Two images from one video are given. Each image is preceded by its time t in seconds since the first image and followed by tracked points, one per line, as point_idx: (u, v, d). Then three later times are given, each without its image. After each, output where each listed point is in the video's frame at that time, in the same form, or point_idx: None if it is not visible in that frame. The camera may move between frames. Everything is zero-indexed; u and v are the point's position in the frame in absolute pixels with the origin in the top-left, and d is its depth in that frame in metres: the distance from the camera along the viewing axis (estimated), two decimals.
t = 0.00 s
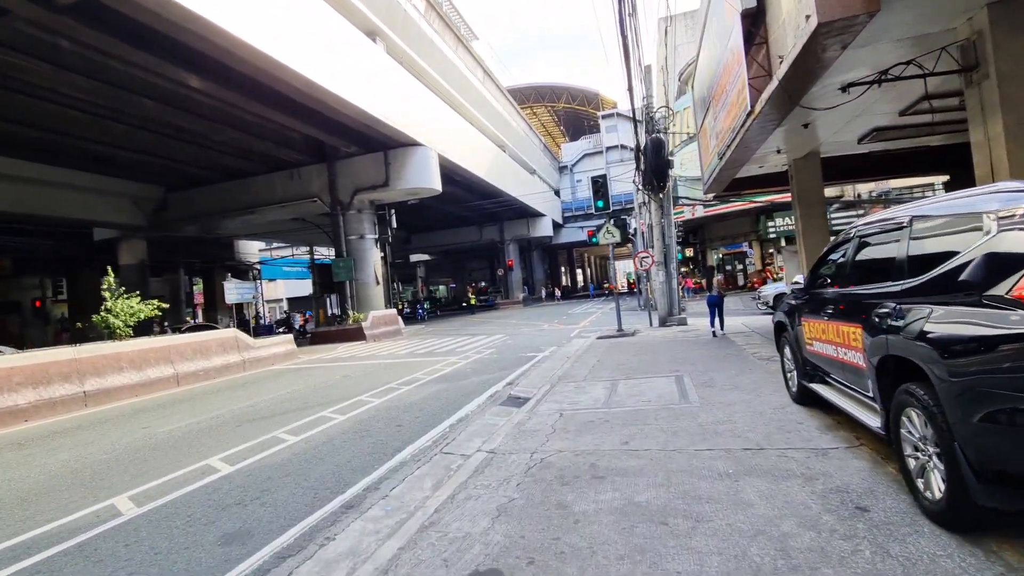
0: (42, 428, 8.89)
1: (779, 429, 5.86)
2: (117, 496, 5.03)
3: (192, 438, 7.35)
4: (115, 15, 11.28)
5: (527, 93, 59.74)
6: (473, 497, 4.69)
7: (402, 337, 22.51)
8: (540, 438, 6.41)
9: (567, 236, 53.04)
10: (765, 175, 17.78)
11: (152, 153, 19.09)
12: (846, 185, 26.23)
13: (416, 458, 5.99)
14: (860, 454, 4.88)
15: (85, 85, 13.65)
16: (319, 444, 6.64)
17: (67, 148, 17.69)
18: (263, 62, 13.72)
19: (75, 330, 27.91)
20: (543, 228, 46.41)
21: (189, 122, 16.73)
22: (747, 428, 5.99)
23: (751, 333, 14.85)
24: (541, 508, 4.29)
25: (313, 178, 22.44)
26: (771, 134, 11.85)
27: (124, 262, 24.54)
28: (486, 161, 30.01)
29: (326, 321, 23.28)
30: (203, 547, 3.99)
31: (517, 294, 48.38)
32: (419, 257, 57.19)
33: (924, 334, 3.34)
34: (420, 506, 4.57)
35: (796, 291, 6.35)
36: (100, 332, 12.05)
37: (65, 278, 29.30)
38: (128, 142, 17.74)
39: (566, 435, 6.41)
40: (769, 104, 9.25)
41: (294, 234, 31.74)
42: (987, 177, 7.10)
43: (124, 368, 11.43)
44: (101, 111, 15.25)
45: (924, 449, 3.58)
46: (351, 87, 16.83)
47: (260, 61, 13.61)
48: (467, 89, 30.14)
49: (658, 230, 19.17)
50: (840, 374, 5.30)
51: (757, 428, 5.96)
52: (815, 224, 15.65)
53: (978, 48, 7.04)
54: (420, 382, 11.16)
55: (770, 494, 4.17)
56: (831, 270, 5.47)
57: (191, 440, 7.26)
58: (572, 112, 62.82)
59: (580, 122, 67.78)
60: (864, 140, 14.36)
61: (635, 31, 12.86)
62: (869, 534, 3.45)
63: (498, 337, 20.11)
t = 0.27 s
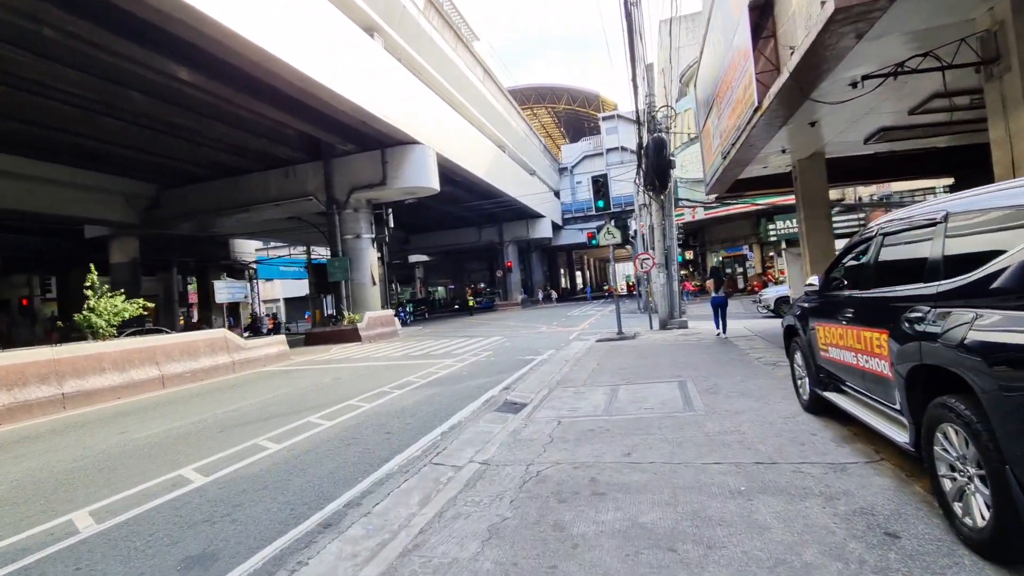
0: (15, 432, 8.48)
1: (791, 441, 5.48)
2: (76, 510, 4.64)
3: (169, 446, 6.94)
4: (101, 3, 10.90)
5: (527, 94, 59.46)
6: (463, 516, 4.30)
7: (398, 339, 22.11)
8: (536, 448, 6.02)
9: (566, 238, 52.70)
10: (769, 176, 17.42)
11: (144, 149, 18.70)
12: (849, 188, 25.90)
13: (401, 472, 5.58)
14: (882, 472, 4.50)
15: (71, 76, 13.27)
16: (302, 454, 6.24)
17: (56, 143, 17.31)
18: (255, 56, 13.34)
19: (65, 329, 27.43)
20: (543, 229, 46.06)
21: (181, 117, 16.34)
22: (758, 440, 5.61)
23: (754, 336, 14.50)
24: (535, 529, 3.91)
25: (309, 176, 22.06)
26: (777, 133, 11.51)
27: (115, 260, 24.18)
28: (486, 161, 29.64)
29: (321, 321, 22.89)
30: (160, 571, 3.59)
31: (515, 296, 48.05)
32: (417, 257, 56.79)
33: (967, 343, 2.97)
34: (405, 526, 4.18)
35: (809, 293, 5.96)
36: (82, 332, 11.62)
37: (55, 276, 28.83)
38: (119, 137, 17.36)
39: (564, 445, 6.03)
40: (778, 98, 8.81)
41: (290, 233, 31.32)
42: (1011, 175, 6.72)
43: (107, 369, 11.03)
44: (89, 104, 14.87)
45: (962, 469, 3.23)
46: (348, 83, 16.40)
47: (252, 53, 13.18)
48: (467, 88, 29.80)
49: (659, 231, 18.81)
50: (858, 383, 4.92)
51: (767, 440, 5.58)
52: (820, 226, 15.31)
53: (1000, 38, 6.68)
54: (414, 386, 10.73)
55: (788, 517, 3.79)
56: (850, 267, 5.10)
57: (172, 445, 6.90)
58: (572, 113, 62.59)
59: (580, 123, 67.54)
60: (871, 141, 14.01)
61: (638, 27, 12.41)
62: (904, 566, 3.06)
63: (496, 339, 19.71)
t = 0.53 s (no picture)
0: None
1: (806, 455, 5.12)
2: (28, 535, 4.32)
3: (145, 461, 6.59)
4: None
5: (527, 95, 59.30)
6: (452, 541, 3.96)
7: (395, 342, 21.71)
8: (535, 463, 5.66)
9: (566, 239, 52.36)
10: (772, 176, 17.09)
11: (135, 148, 18.45)
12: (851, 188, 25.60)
13: (386, 491, 5.18)
14: (908, 491, 4.13)
15: (57, 72, 12.97)
16: (282, 470, 5.89)
17: (44, 141, 17.01)
18: (246, 51, 13.01)
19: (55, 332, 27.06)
20: (542, 231, 45.73)
21: (171, 114, 16.03)
22: (770, 452, 5.26)
23: (758, 339, 14.14)
24: (528, 556, 3.56)
25: (304, 176, 21.76)
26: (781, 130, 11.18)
27: (106, 262, 23.93)
28: (484, 162, 29.32)
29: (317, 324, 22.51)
30: None
31: (515, 298, 47.69)
32: (416, 259, 56.50)
33: (1015, 354, 2.62)
34: (387, 551, 3.83)
35: (822, 297, 5.62)
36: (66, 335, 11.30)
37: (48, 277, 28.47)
38: (108, 135, 17.06)
39: (563, 459, 5.67)
40: (785, 92, 8.45)
41: (287, 235, 30.98)
42: None
43: (89, 376, 10.71)
44: (77, 101, 14.57)
45: (1005, 494, 2.88)
46: (342, 81, 16.06)
47: (241, 48, 12.82)
48: (465, 87, 29.54)
49: (660, 231, 18.49)
50: (878, 394, 4.58)
51: (780, 453, 5.22)
52: (823, 228, 15.02)
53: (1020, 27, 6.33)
54: (409, 393, 10.36)
55: (808, 543, 3.43)
56: (869, 266, 4.75)
57: (141, 463, 6.53)
58: (572, 114, 62.40)
59: (580, 124, 67.35)
60: (875, 143, 13.69)
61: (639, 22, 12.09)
62: None
63: (494, 342, 19.33)
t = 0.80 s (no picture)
0: None
1: (816, 469, 4.76)
2: None
3: (109, 473, 6.19)
4: None
5: (525, 97, 59.24)
6: (428, 568, 3.58)
7: (389, 346, 21.29)
8: (525, 476, 5.30)
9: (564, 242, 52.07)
10: (773, 177, 16.84)
11: (123, 145, 18.12)
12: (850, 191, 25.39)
13: (362, 508, 4.77)
14: (930, 511, 3.77)
15: (37, 65, 12.61)
16: (252, 484, 5.49)
17: (28, 138, 16.62)
18: (233, 47, 12.66)
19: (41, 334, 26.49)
20: (540, 234, 45.46)
21: (158, 110, 15.66)
22: (775, 466, 4.91)
23: (759, 344, 13.81)
24: None
25: (297, 176, 21.40)
26: (783, 129, 10.88)
27: (94, 262, 23.59)
28: (481, 163, 29.02)
29: (310, 327, 22.10)
30: None
31: (513, 301, 47.33)
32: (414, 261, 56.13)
33: None
34: None
35: (831, 300, 5.31)
36: (42, 338, 10.90)
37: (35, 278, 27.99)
38: (95, 133, 16.71)
39: (556, 472, 5.31)
40: (790, 86, 8.12)
41: (281, 236, 30.59)
42: None
43: (65, 381, 10.30)
44: (60, 96, 14.21)
45: None
46: (334, 78, 15.73)
47: (228, 42, 12.48)
48: (463, 88, 29.30)
49: (658, 233, 18.17)
50: (895, 405, 4.25)
51: (788, 467, 4.86)
52: (824, 230, 14.76)
53: None
54: (398, 398, 9.99)
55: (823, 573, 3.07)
56: (887, 265, 4.38)
57: (106, 474, 6.15)
58: (570, 116, 62.37)
59: (578, 127, 67.28)
60: (879, 142, 13.43)
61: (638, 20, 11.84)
62: None
63: (490, 346, 18.94)
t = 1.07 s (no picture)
0: None
1: (826, 490, 4.42)
2: None
3: (67, 493, 5.73)
4: None
5: (520, 98, 59.02)
6: None
7: (381, 350, 20.88)
8: (514, 497, 4.93)
9: (560, 245, 51.82)
10: (770, 179, 16.63)
11: (106, 144, 17.63)
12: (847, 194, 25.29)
13: (335, 536, 4.36)
14: (955, 542, 3.43)
15: (13, 60, 12.13)
16: (219, 507, 5.06)
17: (6, 136, 16.07)
18: (219, 43, 12.26)
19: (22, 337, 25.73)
20: (536, 236, 45.21)
21: (141, 108, 15.20)
22: (781, 486, 4.59)
23: (757, 348, 13.55)
24: None
25: (287, 177, 20.96)
26: (782, 130, 10.65)
27: (78, 264, 23.09)
28: (476, 165, 28.71)
29: (300, 331, 21.64)
30: None
31: (508, 303, 47.01)
32: (408, 263, 55.65)
33: None
34: None
35: (839, 307, 5.00)
36: (12, 345, 10.37)
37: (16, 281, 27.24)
38: (76, 131, 16.20)
39: (547, 493, 4.94)
40: (791, 84, 7.86)
41: (272, 238, 30.07)
42: None
43: (34, 390, 9.78)
44: (38, 92, 13.72)
45: None
46: (323, 75, 15.33)
47: (212, 38, 12.04)
48: (457, 88, 28.97)
49: (654, 236, 17.90)
50: (912, 421, 3.93)
51: (795, 488, 4.53)
52: (822, 232, 14.56)
53: None
54: (386, 407, 9.60)
55: None
56: (902, 271, 4.12)
57: (62, 496, 5.68)
58: (566, 118, 62.26)
59: (574, 129, 67.17)
60: (878, 143, 13.25)
61: (635, 17, 11.53)
62: None
63: (483, 350, 18.57)
